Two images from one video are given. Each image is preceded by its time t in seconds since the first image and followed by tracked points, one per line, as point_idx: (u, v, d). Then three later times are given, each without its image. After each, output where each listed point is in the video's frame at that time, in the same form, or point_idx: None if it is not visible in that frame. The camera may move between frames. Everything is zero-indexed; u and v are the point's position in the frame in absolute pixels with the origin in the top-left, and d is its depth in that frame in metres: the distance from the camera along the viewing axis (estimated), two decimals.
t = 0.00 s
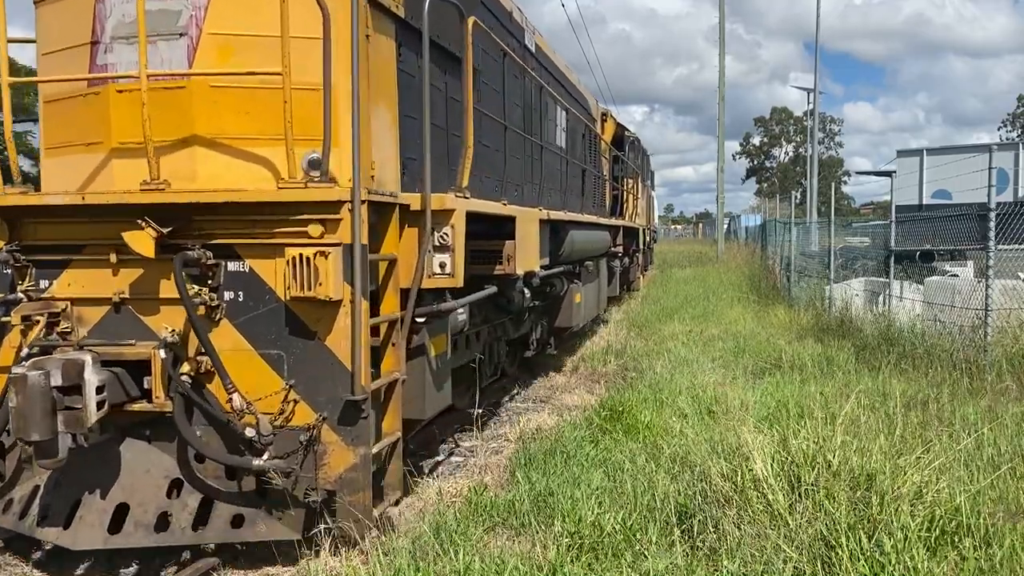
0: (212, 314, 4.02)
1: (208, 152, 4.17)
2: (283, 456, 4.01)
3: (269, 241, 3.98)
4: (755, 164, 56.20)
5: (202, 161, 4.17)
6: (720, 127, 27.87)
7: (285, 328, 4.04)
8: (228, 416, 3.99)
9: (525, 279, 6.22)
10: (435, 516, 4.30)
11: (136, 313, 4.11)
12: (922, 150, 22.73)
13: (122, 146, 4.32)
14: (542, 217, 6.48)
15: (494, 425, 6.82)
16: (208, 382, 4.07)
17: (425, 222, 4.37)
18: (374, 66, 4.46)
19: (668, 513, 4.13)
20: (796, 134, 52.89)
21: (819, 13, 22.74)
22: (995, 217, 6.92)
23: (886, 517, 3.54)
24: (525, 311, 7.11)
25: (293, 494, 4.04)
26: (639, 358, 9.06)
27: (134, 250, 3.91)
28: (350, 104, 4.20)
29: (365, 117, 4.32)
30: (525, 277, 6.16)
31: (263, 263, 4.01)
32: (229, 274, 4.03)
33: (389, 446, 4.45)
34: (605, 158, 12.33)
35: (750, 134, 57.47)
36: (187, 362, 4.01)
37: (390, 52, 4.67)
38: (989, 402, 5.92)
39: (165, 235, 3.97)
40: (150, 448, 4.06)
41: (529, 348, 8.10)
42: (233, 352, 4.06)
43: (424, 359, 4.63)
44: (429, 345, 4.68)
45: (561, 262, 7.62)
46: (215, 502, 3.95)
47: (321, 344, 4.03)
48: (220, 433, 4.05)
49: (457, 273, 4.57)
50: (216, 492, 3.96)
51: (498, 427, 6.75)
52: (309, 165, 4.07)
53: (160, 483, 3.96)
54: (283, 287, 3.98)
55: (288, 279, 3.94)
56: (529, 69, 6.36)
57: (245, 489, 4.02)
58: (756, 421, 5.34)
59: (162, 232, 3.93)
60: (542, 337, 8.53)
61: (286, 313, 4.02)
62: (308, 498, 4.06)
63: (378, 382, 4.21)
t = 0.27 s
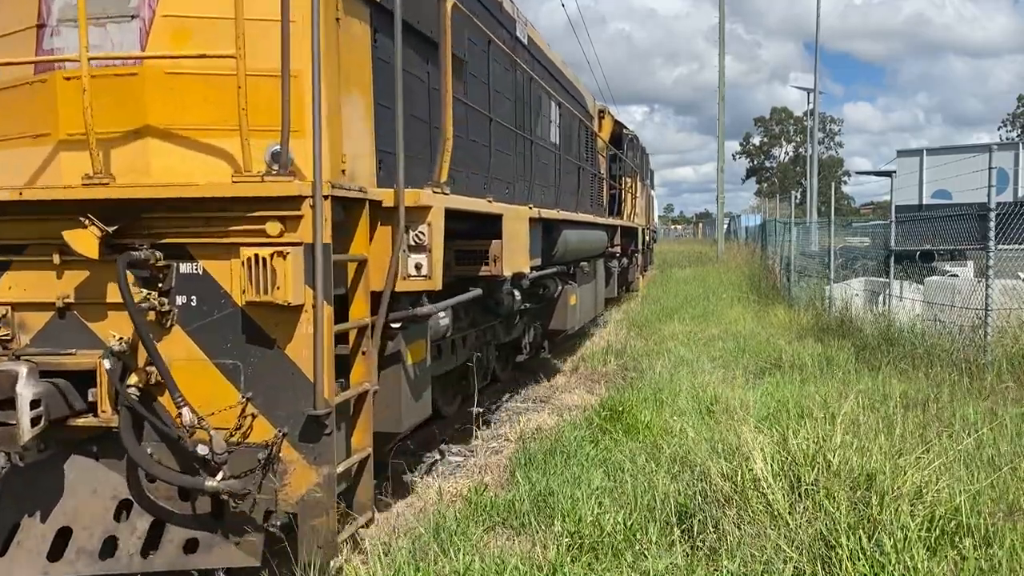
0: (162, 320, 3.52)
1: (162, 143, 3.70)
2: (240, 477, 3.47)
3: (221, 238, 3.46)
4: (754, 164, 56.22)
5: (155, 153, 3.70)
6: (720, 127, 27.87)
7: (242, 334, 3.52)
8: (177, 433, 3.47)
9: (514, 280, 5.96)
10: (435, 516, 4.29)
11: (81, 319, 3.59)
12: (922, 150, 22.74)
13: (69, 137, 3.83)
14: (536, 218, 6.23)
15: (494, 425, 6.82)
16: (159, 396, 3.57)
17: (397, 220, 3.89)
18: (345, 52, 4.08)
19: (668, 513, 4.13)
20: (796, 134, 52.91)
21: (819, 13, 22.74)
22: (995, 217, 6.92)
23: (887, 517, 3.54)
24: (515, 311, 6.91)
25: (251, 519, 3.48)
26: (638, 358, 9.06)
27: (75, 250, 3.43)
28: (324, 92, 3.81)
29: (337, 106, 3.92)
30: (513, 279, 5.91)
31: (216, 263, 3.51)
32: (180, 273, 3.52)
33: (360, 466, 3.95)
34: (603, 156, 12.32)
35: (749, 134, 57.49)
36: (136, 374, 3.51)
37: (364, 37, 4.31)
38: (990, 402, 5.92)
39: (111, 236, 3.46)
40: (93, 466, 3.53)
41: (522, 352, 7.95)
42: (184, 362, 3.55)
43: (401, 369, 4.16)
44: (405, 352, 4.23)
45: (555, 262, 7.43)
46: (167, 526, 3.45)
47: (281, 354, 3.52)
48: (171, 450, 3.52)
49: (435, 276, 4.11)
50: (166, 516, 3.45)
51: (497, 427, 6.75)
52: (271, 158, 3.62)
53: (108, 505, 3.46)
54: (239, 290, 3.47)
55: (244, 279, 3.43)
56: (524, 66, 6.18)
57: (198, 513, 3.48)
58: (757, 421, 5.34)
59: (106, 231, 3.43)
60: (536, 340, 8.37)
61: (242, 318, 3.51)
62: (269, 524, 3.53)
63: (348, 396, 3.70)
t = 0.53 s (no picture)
0: (103, 328, 3.27)
1: (110, 134, 3.48)
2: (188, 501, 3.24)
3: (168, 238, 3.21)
4: (755, 164, 56.23)
5: (101, 145, 3.47)
6: (720, 127, 27.87)
7: (190, 344, 3.25)
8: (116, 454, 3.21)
9: (501, 285, 5.77)
10: (435, 516, 4.30)
11: (16, 325, 3.36)
12: (923, 150, 22.73)
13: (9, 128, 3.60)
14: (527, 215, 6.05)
15: (494, 425, 6.83)
16: (100, 411, 3.32)
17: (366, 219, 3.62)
18: (311, 34, 3.79)
19: (668, 512, 4.13)
20: (796, 134, 52.92)
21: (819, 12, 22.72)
22: (995, 217, 6.92)
23: (887, 517, 3.54)
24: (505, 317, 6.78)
25: (202, 546, 3.25)
26: (638, 358, 9.06)
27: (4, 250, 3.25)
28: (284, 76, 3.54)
29: (300, 92, 3.65)
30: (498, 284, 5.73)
31: (162, 266, 3.25)
32: (122, 278, 3.26)
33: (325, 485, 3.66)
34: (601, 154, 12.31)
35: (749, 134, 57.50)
36: (73, 388, 3.24)
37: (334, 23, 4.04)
38: (990, 403, 5.92)
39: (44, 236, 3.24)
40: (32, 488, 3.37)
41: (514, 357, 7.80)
42: (128, 374, 3.30)
43: (371, 379, 3.90)
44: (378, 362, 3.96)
45: (549, 263, 7.28)
46: (109, 555, 3.27)
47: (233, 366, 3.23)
48: (113, 470, 3.29)
49: (408, 279, 3.86)
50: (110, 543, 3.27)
51: (497, 427, 6.76)
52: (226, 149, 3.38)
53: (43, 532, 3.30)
54: (186, 295, 3.20)
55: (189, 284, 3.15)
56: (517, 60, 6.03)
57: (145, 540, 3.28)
58: (757, 421, 5.34)
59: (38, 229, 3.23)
60: (529, 345, 8.22)
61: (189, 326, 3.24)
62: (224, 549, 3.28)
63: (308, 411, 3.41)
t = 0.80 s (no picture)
0: (30, 341, 3.14)
1: (47, 123, 3.28)
2: (122, 530, 3.13)
3: (104, 242, 3.07)
4: (755, 164, 56.23)
5: (38, 134, 3.27)
6: (720, 127, 27.87)
7: (128, 356, 3.11)
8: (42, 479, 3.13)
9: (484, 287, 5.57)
10: (435, 516, 4.29)
11: None
12: (923, 150, 22.73)
13: None
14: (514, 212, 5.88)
15: (494, 425, 6.82)
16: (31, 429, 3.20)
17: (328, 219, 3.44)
18: (270, 12, 3.59)
19: (668, 512, 4.13)
20: (796, 134, 52.92)
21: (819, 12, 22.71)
22: (995, 217, 6.91)
23: (887, 517, 3.54)
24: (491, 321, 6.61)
25: None
26: (638, 358, 9.06)
27: None
28: (236, 58, 3.35)
29: (258, 75, 3.47)
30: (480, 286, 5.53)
31: (97, 272, 3.12)
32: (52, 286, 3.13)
33: (283, 507, 3.48)
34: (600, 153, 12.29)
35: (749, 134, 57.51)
36: None
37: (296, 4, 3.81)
38: (990, 402, 5.92)
39: None
40: None
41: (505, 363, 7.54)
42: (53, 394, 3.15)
43: (337, 392, 3.67)
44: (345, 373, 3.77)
45: (541, 264, 7.11)
46: None
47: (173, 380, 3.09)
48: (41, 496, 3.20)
49: (376, 282, 3.69)
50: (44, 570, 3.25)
51: (497, 427, 6.75)
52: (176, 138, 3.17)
53: None
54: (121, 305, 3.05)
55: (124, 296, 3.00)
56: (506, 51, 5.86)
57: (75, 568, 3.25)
58: (757, 421, 5.34)
59: None
60: (522, 351, 7.98)
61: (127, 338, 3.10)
62: None
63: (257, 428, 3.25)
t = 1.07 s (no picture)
0: None
1: None
2: (43, 569, 2.61)
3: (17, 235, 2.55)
4: (755, 163, 56.24)
5: None
6: (720, 126, 27.86)
7: (46, 369, 2.59)
8: None
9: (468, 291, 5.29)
10: (435, 516, 4.29)
11: None
12: (922, 150, 22.74)
13: None
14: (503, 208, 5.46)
15: (494, 425, 6.82)
16: None
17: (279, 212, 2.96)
18: None
19: (668, 512, 4.13)
20: (796, 134, 52.93)
21: (820, 12, 22.71)
22: (995, 217, 6.91)
23: (887, 517, 3.54)
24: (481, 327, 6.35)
25: None
26: (639, 358, 9.06)
27: None
28: (184, 40, 3.03)
29: (207, 60, 3.12)
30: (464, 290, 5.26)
31: (11, 271, 2.59)
32: None
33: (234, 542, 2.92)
34: (597, 151, 12.16)
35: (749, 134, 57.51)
36: None
37: None
38: (990, 402, 5.92)
39: None
40: None
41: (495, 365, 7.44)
42: None
43: (296, 408, 3.26)
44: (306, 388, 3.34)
45: (534, 264, 6.84)
46: None
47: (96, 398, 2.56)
48: None
49: (339, 286, 3.23)
50: None
51: (498, 427, 6.75)
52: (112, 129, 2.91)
53: None
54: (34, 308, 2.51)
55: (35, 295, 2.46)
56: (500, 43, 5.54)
57: None
58: (758, 421, 5.34)
59: None
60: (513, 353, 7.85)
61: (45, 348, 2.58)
62: None
63: (199, 453, 2.70)
